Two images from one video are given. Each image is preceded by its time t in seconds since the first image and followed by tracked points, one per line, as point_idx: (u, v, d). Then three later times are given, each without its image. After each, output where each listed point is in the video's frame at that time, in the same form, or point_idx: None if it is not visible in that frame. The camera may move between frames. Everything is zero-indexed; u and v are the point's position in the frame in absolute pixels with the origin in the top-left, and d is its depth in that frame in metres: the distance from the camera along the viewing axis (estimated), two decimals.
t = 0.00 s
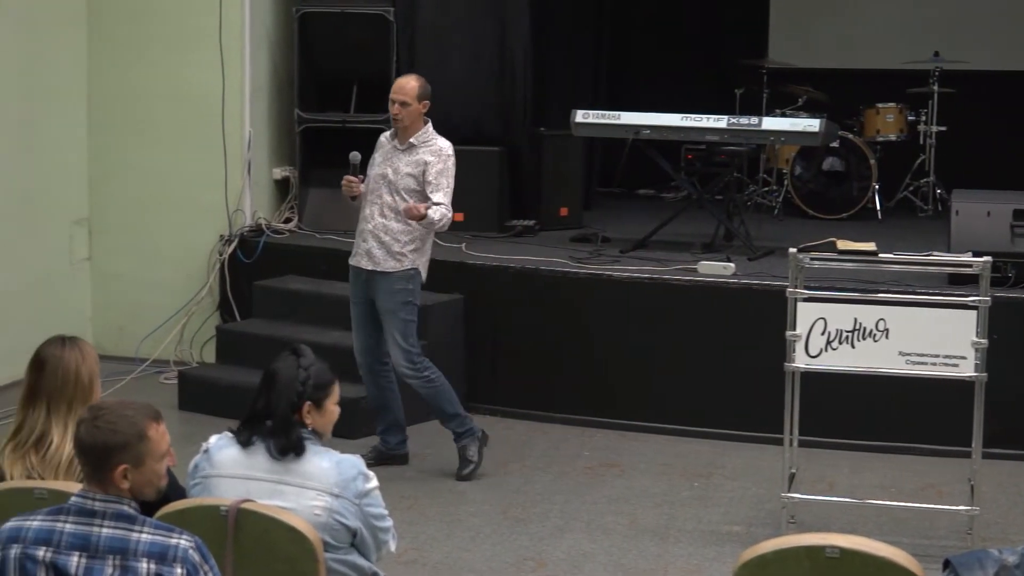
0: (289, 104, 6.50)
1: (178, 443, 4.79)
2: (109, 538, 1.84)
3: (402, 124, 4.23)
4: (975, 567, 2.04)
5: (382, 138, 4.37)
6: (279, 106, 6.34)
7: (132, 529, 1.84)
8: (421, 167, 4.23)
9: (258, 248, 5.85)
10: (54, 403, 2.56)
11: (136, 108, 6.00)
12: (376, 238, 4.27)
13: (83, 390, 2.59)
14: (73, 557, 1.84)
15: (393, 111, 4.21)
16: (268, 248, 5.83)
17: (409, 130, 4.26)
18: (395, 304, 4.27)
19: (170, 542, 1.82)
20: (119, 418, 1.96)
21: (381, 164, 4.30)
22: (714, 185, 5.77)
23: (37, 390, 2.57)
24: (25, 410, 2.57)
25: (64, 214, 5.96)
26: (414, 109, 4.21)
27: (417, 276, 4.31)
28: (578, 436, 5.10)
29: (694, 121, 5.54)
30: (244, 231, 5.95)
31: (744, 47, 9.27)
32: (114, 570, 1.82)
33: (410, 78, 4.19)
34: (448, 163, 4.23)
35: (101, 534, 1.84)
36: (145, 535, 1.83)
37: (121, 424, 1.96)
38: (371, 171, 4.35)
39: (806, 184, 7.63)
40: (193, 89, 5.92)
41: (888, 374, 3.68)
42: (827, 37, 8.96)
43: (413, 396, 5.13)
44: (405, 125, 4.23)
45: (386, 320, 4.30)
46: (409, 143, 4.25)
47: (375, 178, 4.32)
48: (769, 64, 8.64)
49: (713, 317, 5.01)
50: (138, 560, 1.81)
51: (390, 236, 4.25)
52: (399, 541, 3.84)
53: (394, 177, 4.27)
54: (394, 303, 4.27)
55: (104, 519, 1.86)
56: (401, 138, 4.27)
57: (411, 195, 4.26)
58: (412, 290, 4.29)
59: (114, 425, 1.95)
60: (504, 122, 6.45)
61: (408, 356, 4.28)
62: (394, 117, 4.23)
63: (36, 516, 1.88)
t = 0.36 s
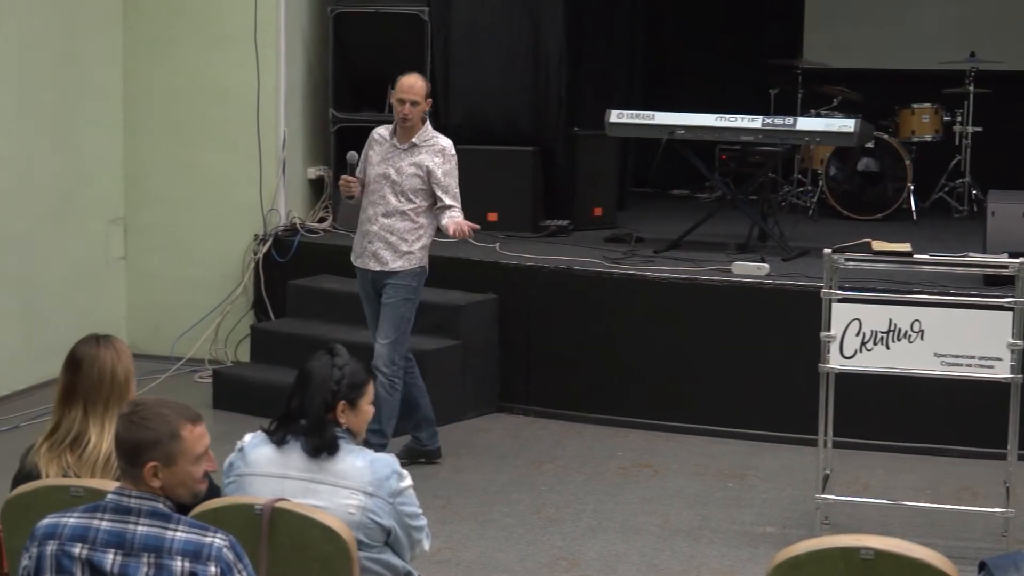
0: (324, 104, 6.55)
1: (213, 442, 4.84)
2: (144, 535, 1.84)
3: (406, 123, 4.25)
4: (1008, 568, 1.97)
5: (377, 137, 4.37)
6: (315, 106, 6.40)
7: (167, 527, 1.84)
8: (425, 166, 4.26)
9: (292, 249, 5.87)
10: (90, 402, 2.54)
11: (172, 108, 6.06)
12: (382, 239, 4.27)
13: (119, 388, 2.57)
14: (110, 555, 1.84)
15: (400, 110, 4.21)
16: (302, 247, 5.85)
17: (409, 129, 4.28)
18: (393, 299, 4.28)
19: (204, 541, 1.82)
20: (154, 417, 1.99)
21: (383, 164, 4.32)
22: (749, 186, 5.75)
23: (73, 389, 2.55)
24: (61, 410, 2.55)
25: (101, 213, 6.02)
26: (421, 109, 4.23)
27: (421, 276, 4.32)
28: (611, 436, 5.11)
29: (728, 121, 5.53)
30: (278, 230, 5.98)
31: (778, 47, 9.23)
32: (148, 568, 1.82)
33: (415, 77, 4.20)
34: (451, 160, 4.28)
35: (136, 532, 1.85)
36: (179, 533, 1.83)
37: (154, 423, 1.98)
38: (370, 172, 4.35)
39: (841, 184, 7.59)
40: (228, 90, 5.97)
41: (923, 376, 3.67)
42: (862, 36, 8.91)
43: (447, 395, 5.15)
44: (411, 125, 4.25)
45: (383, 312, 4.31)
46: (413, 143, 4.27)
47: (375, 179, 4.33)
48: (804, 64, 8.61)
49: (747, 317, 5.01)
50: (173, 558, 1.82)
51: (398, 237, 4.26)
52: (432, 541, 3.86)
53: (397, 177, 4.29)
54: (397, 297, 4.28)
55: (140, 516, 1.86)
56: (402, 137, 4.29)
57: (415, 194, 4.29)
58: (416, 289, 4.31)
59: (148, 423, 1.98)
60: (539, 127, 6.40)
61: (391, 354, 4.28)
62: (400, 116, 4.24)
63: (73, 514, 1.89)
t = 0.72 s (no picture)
0: (356, 104, 6.60)
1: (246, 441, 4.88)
2: (177, 532, 1.83)
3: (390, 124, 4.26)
4: None
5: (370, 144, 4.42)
6: (347, 107, 6.44)
7: (200, 525, 1.83)
8: (411, 168, 4.27)
9: (325, 248, 5.92)
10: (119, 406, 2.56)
11: (205, 109, 6.11)
12: (377, 246, 4.31)
13: (151, 389, 2.59)
14: (142, 552, 1.82)
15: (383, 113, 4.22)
16: (335, 247, 5.89)
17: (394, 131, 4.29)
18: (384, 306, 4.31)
19: (237, 539, 1.81)
20: (179, 412, 2.03)
21: (374, 170, 4.35)
22: (781, 186, 5.74)
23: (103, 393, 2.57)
24: (92, 413, 2.57)
25: (134, 212, 6.09)
26: (404, 109, 4.23)
27: (418, 280, 4.32)
28: (641, 436, 5.11)
29: (761, 121, 5.52)
30: (311, 229, 6.04)
31: (810, 46, 9.20)
32: (181, 565, 1.81)
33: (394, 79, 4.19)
34: (436, 157, 4.25)
35: (169, 530, 1.83)
36: (212, 531, 1.82)
37: (178, 415, 2.02)
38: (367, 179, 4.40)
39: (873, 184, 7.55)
40: (261, 90, 6.03)
41: (955, 377, 3.66)
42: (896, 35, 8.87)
43: (478, 395, 5.18)
44: (397, 126, 4.25)
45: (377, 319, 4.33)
46: (399, 145, 4.28)
47: (369, 186, 4.38)
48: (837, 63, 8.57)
49: (778, 318, 5.00)
50: (205, 556, 1.80)
51: (390, 242, 4.29)
52: (463, 540, 3.88)
53: (387, 182, 4.31)
54: (389, 306, 4.30)
55: (173, 514, 1.85)
56: (390, 139, 4.30)
57: (405, 197, 4.30)
58: (409, 297, 4.31)
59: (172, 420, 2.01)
60: (571, 127, 6.41)
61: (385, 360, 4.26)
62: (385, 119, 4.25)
63: (106, 511, 1.87)
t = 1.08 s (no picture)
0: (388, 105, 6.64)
1: (277, 439, 4.93)
2: (209, 532, 1.84)
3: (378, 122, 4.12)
4: None
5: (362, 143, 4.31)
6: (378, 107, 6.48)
7: (232, 524, 1.84)
8: (401, 167, 4.16)
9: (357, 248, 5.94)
10: (152, 405, 2.60)
11: (238, 110, 6.17)
12: (375, 248, 4.23)
13: (181, 386, 2.63)
14: (174, 551, 1.83)
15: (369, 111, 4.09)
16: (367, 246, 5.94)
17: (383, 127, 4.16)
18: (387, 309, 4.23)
19: (268, 538, 1.82)
20: (219, 407, 2.02)
21: (367, 170, 4.25)
22: (812, 186, 5.73)
23: (134, 392, 2.60)
24: (124, 412, 2.60)
25: (166, 213, 6.15)
26: (391, 106, 4.08)
27: (421, 279, 4.25)
28: (671, 437, 5.12)
29: (792, 121, 5.50)
30: (342, 228, 6.07)
31: (842, 46, 9.17)
32: (213, 564, 1.82)
33: (379, 77, 4.03)
34: (426, 153, 4.14)
35: (201, 529, 1.84)
36: (244, 530, 1.83)
37: (220, 412, 2.01)
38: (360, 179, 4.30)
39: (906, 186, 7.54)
40: (293, 91, 6.08)
41: (987, 378, 3.64)
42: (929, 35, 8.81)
43: (509, 394, 5.20)
44: (385, 124, 4.12)
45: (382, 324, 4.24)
46: (387, 143, 4.17)
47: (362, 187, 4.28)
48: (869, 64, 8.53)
49: (808, 318, 4.99)
50: (237, 555, 1.81)
51: (387, 244, 4.20)
52: (493, 539, 3.90)
53: (380, 182, 4.21)
54: (394, 310, 4.21)
55: (205, 513, 1.85)
56: (380, 138, 4.18)
57: (398, 197, 4.20)
58: (410, 297, 4.23)
59: (214, 414, 2.00)
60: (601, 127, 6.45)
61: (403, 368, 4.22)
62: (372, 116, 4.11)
63: (137, 511, 1.88)
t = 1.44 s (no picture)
0: (417, 105, 6.67)
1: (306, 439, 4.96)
2: (237, 531, 1.86)
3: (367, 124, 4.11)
4: None
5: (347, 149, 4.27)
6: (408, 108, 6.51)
7: (260, 523, 1.86)
8: (401, 169, 4.15)
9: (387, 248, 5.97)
10: (181, 402, 2.63)
11: (268, 110, 6.21)
12: (375, 253, 4.19)
13: (211, 383, 2.67)
14: (203, 550, 1.86)
15: (358, 114, 4.08)
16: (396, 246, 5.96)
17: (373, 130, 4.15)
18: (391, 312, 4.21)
19: (297, 537, 1.85)
20: (241, 403, 1.99)
21: (360, 174, 4.21)
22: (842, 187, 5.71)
23: (164, 391, 2.64)
24: (153, 411, 2.63)
25: (196, 212, 6.21)
26: (379, 109, 4.08)
27: (422, 279, 4.26)
28: (700, 437, 5.12)
29: (822, 122, 5.48)
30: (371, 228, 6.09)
31: (873, 47, 9.13)
32: (241, 563, 1.84)
33: (366, 79, 4.03)
34: (425, 154, 4.16)
35: (230, 529, 1.86)
36: (273, 529, 1.85)
37: (246, 406, 1.98)
38: (349, 184, 4.26)
39: (936, 186, 7.47)
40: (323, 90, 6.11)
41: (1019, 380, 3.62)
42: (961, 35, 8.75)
43: (538, 394, 5.21)
44: (374, 127, 4.10)
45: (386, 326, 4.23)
46: (383, 146, 4.15)
47: (354, 192, 4.24)
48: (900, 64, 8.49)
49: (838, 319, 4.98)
50: (265, 554, 1.84)
51: (389, 247, 4.18)
52: (522, 539, 3.92)
53: (377, 185, 4.18)
54: (402, 313, 4.21)
55: (233, 513, 1.88)
56: (372, 141, 4.16)
57: (397, 199, 4.19)
58: (418, 299, 4.24)
59: (245, 412, 1.97)
60: (630, 127, 6.46)
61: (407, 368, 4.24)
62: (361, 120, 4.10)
63: (165, 511, 1.91)
